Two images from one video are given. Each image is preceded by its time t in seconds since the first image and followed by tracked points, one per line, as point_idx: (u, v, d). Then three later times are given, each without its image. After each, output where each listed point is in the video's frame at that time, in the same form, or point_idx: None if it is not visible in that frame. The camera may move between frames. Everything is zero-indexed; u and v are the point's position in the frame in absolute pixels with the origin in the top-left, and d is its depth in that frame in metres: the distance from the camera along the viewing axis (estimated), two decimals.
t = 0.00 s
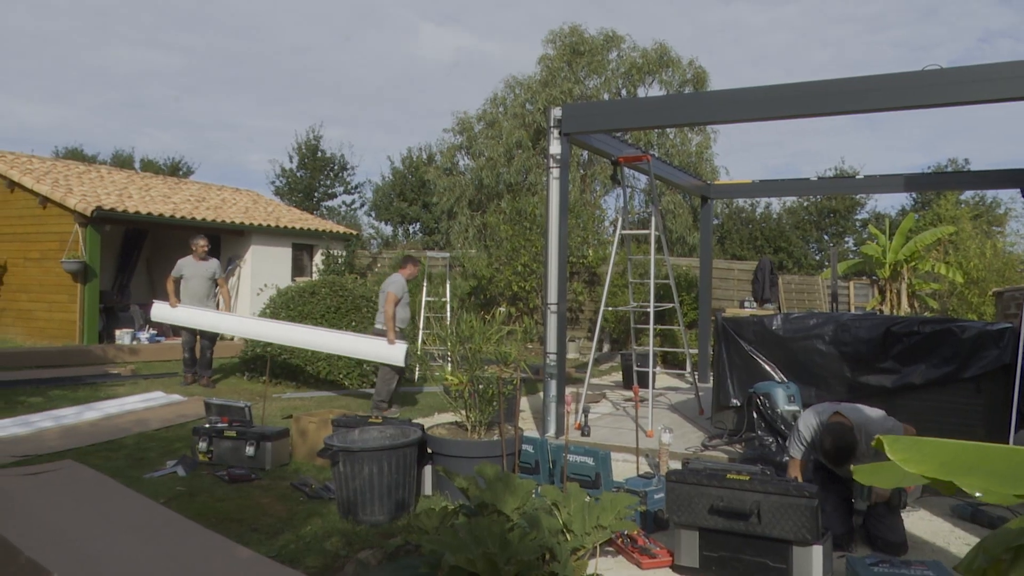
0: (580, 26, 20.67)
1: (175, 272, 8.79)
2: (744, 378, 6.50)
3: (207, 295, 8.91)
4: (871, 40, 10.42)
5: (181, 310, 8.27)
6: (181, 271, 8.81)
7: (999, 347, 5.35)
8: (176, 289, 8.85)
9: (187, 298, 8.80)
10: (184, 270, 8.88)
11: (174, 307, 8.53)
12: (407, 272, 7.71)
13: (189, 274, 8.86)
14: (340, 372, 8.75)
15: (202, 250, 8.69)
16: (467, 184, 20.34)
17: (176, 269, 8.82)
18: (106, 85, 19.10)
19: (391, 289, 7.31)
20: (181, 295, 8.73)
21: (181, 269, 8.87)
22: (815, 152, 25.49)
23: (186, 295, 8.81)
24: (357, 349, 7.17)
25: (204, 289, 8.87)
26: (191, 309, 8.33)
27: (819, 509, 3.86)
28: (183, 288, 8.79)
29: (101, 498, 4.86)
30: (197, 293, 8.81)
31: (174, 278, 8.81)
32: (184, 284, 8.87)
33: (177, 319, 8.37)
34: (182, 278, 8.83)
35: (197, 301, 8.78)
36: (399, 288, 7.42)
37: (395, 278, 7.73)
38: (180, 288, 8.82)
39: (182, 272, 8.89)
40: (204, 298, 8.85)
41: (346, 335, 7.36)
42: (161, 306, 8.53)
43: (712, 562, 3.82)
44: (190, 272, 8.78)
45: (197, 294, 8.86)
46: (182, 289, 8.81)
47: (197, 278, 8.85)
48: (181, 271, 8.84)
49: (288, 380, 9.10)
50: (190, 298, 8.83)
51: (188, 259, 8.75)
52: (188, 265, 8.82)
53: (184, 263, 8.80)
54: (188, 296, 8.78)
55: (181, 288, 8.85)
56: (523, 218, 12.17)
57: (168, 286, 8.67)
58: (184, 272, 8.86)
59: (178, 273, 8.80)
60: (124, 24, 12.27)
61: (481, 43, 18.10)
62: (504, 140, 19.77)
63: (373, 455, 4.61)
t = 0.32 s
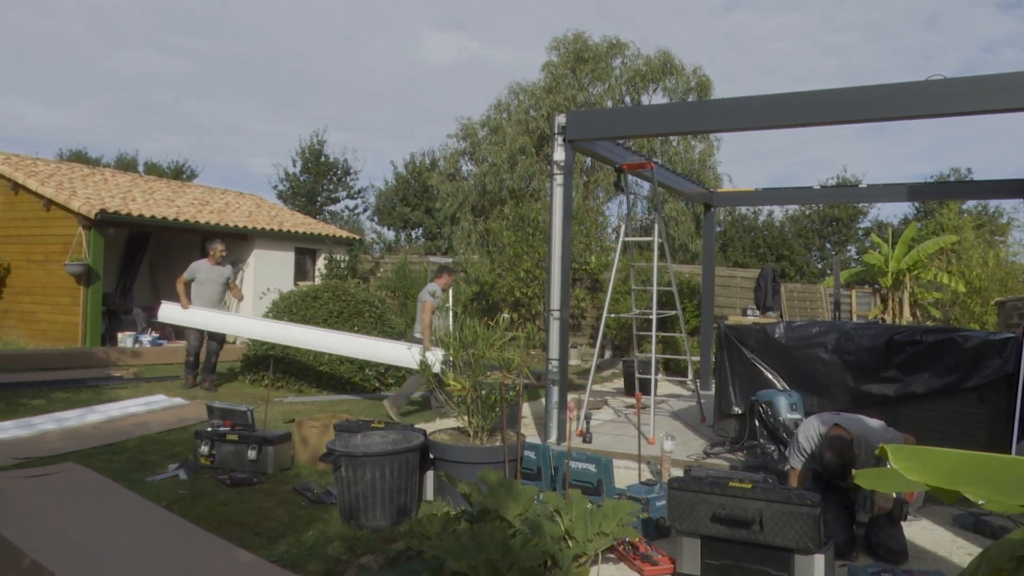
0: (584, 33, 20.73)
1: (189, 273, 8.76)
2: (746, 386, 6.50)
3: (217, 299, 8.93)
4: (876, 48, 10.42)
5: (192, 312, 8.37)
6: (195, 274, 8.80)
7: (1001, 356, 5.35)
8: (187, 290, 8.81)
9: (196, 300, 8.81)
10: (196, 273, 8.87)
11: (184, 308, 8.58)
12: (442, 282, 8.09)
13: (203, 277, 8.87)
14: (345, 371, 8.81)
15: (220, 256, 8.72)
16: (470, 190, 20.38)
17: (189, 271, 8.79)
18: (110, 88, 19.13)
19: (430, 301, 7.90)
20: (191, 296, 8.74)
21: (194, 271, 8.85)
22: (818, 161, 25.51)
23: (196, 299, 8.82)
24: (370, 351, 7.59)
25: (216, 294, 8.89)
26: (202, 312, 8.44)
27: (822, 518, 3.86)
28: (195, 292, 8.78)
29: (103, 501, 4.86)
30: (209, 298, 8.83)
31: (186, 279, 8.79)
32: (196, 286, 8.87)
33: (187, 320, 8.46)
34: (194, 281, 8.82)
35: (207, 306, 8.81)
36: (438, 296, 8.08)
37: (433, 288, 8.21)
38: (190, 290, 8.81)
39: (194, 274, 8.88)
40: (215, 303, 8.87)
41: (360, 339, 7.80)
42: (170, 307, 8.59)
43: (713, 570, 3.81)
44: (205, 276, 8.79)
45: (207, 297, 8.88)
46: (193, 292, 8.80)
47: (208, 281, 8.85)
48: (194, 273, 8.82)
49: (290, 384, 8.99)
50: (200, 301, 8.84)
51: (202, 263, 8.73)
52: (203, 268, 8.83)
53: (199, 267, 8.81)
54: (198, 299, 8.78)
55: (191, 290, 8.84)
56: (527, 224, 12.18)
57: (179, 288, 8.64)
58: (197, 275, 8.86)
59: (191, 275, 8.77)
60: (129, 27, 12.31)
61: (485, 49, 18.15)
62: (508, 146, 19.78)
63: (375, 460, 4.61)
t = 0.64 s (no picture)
0: (583, 35, 20.78)
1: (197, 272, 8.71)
2: (746, 389, 6.51)
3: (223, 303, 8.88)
4: (875, 51, 10.43)
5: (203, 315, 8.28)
6: (203, 275, 8.75)
7: (1001, 360, 5.32)
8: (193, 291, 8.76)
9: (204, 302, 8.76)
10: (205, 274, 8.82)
11: (193, 309, 8.53)
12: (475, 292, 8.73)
13: (212, 279, 8.82)
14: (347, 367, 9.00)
15: (230, 259, 8.69)
16: (469, 192, 20.40)
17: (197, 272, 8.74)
18: (111, 89, 19.15)
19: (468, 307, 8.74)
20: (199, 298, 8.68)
21: (203, 272, 8.81)
22: (817, 164, 25.52)
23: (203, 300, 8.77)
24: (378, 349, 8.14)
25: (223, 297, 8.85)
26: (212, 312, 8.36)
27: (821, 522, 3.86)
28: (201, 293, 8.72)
29: (103, 503, 4.86)
30: (216, 300, 8.77)
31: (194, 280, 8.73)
32: (203, 288, 8.82)
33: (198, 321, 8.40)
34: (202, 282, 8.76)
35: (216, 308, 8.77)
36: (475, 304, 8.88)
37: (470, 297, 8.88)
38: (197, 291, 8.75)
39: (203, 275, 8.83)
40: (223, 305, 8.80)
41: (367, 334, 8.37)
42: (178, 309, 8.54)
43: (712, 572, 3.81)
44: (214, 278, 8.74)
45: (214, 299, 8.83)
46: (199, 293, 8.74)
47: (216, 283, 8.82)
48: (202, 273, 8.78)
49: (289, 384, 8.90)
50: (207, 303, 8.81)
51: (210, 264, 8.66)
52: (213, 271, 8.78)
53: (209, 268, 8.75)
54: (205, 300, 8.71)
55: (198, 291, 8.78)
56: (526, 226, 12.19)
57: (186, 288, 8.59)
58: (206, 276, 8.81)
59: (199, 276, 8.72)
60: (129, 28, 12.32)
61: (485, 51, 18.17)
62: (508, 148, 19.80)
63: (375, 462, 4.61)
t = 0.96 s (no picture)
0: (578, 38, 20.83)
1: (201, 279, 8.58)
2: (739, 391, 6.51)
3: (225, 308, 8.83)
4: (868, 54, 10.48)
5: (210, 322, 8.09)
6: (208, 281, 8.64)
7: (993, 362, 5.39)
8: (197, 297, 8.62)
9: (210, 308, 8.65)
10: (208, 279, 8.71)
11: (201, 316, 8.29)
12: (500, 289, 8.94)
13: (216, 284, 8.71)
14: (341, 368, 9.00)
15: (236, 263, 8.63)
16: (464, 194, 20.40)
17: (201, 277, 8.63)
18: (104, 89, 19.07)
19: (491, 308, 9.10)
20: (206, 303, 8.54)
21: (206, 278, 8.70)
22: (811, 166, 25.61)
23: (209, 306, 8.66)
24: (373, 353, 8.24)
25: (228, 301, 8.78)
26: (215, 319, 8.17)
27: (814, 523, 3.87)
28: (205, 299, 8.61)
29: (96, 504, 4.84)
30: (222, 305, 8.70)
31: (199, 285, 8.61)
32: (208, 293, 8.70)
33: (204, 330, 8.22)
34: (206, 288, 8.65)
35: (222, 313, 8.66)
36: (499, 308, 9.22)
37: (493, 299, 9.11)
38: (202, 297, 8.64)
39: (206, 280, 8.72)
40: (229, 310, 8.70)
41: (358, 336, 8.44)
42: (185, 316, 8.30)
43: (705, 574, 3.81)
44: (220, 283, 8.65)
45: (219, 304, 8.73)
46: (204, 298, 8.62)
47: (218, 289, 8.72)
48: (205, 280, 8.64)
49: (282, 387, 8.90)
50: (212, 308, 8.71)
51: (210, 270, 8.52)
52: (218, 275, 8.69)
53: (215, 273, 8.66)
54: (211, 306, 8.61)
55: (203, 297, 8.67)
56: (520, 228, 12.21)
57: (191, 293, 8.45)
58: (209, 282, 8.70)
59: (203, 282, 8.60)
60: (124, 27, 12.28)
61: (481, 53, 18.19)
62: (502, 150, 19.81)
63: (369, 464, 4.60)
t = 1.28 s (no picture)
0: (572, 38, 20.86)
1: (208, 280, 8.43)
2: (731, 391, 6.52)
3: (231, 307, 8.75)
4: (860, 56, 10.52)
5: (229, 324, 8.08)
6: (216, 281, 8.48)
7: (983, 363, 5.42)
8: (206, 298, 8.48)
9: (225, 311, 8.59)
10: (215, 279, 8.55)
11: (216, 317, 8.28)
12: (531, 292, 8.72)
13: (223, 283, 8.56)
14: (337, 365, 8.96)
15: (241, 261, 8.46)
16: (457, 194, 20.39)
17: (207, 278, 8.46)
18: (96, 89, 19.01)
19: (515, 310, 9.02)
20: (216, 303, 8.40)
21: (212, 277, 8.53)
22: (803, 167, 25.69)
23: (218, 305, 8.52)
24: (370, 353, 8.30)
25: (236, 300, 8.66)
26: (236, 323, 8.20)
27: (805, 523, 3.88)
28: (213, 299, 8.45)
29: (87, 506, 4.82)
30: (233, 304, 8.57)
31: (206, 285, 8.44)
32: (216, 292, 8.53)
33: (221, 332, 8.21)
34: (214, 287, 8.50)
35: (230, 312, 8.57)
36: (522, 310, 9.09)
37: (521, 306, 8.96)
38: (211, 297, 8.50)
39: (213, 279, 8.53)
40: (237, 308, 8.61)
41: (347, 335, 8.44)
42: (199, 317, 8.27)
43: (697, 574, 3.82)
44: (229, 282, 8.49)
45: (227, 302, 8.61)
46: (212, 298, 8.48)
47: (225, 288, 8.58)
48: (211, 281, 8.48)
49: (274, 389, 8.88)
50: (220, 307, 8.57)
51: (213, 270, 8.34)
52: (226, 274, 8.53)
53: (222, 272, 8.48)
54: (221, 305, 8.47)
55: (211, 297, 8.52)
56: (513, 228, 12.21)
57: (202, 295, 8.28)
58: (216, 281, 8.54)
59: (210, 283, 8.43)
60: (116, 27, 12.25)
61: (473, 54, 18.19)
62: (495, 150, 19.82)
63: (361, 465, 4.59)
